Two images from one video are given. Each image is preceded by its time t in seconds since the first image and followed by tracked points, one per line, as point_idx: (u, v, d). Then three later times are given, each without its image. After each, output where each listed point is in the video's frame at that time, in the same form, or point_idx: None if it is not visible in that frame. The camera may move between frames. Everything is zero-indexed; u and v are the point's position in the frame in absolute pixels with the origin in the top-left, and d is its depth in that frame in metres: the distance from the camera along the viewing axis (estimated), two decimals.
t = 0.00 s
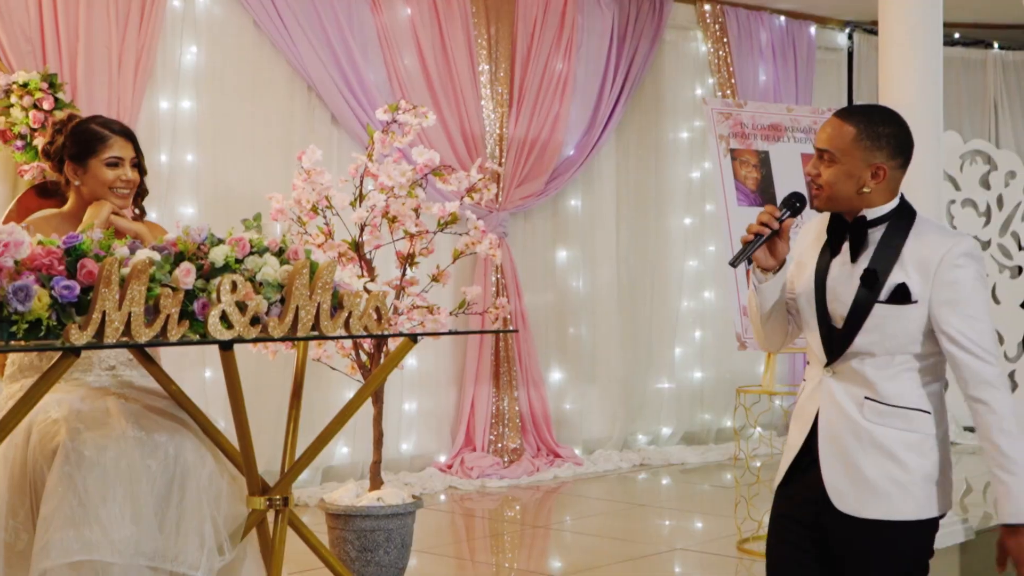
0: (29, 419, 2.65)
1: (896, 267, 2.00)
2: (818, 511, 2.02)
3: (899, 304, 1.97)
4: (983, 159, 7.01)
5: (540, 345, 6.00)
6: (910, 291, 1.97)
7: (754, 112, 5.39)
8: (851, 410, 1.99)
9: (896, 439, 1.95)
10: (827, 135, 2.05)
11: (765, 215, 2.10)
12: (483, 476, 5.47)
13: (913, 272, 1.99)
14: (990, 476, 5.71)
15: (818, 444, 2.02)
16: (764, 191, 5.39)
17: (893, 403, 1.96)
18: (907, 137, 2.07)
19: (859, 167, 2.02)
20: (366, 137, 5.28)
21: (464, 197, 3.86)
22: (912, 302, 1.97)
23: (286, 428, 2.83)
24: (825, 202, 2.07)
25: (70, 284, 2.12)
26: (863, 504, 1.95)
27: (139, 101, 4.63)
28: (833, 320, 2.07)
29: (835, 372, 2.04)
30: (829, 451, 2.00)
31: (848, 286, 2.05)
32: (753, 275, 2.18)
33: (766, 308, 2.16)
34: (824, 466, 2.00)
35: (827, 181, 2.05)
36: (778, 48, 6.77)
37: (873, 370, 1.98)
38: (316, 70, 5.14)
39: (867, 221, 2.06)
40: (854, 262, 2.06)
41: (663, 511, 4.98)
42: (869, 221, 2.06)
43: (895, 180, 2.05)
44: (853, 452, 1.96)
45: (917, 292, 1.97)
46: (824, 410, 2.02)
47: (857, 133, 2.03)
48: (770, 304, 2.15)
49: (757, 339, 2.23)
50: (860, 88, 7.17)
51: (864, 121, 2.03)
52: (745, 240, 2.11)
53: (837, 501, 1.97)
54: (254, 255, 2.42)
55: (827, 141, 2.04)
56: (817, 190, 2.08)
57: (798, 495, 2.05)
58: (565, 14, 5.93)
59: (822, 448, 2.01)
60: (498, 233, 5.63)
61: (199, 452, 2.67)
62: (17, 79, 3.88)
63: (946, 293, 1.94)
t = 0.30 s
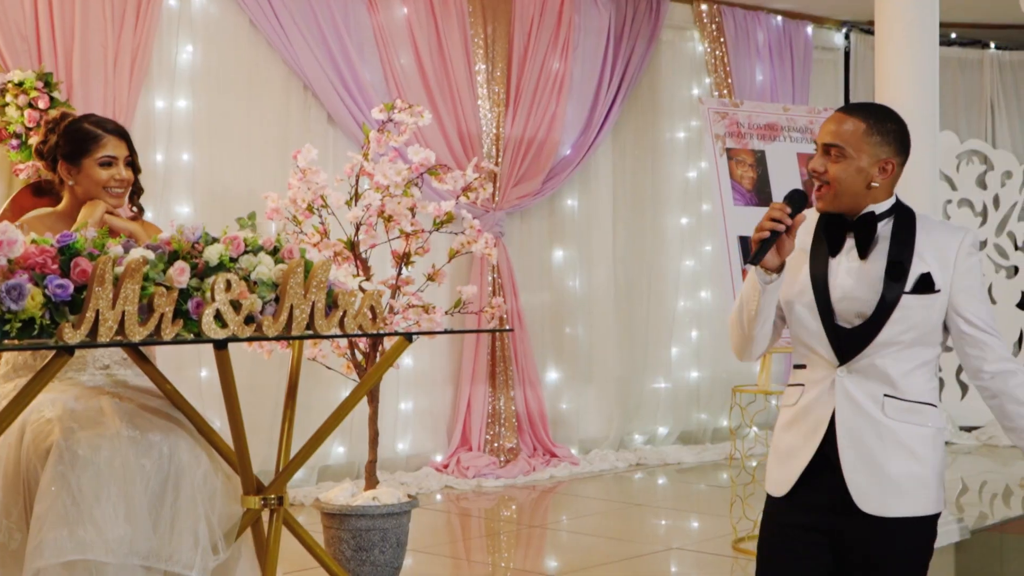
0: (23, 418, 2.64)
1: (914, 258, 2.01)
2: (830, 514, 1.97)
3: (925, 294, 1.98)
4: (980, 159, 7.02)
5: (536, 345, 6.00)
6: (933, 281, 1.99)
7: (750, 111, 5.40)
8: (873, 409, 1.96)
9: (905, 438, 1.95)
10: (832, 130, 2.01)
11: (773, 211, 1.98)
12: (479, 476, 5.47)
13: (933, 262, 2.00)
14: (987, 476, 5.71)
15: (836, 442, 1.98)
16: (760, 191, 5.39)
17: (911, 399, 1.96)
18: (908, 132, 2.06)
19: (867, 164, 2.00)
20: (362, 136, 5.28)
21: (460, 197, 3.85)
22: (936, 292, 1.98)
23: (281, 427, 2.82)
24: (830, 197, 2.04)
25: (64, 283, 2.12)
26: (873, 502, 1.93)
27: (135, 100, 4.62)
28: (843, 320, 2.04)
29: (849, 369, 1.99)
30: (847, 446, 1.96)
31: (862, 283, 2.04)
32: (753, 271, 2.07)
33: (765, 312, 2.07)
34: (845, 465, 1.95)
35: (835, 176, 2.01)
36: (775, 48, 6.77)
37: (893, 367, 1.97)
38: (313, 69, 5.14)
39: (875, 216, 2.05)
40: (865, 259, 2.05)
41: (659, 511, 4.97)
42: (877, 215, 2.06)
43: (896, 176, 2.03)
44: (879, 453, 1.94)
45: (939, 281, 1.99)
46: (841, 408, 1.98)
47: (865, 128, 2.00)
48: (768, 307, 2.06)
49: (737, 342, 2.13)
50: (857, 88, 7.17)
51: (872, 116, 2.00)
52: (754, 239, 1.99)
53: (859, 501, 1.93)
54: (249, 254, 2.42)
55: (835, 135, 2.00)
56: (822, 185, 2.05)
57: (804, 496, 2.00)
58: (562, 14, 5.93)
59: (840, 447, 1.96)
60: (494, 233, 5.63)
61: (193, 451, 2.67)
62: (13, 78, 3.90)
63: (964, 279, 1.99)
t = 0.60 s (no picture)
0: (21, 418, 2.64)
1: (890, 257, 1.96)
2: (808, 510, 1.92)
3: (897, 293, 1.92)
4: (979, 159, 7.02)
5: (536, 345, 6.00)
6: (906, 281, 1.93)
7: (748, 111, 5.40)
8: (847, 406, 1.91)
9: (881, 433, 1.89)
10: (815, 127, 1.98)
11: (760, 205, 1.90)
12: (478, 476, 5.46)
13: (909, 262, 1.95)
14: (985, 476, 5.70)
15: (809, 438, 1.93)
16: (759, 191, 5.38)
17: (887, 397, 1.90)
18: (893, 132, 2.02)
19: (849, 159, 1.96)
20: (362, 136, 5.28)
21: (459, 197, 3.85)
22: (909, 291, 1.93)
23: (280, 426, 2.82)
24: (811, 194, 1.99)
25: (61, 283, 2.11)
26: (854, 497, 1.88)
27: (134, 100, 4.62)
28: (818, 315, 1.99)
29: (825, 365, 1.95)
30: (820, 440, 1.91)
31: (838, 279, 1.98)
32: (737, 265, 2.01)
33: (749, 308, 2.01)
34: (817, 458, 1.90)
35: (815, 172, 1.97)
36: (774, 47, 6.76)
37: (868, 363, 1.91)
38: (312, 69, 5.14)
39: (854, 214, 2.00)
40: (843, 256, 1.99)
41: (659, 511, 4.97)
42: (857, 214, 2.00)
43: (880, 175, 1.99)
44: (849, 447, 1.88)
45: (913, 281, 1.93)
46: (815, 405, 1.93)
47: (848, 125, 1.96)
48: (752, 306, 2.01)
49: (723, 339, 2.09)
50: (856, 88, 7.17)
51: (855, 113, 1.97)
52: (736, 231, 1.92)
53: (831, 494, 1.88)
54: (246, 253, 2.42)
55: (818, 132, 1.97)
56: (803, 181, 2.00)
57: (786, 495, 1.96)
58: (561, 14, 5.93)
59: (813, 445, 1.91)
60: (493, 233, 5.63)
61: (191, 451, 2.66)
62: (12, 77, 3.91)
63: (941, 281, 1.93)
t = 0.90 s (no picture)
0: (23, 418, 2.64)
1: (850, 249, 2.19)
2: (780, 505, 2.21)
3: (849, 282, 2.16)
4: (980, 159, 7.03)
5: (537, 345, 5.99)
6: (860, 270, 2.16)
7: (750, 111, 5.40)
8: (813, 400, 2.17)
9: (849, 429, 2.14)
10: (791, 129, 2.23)
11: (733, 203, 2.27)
12: (480, 476, 5.46)
13: (865, 253, 2.17)
14: (986, 476, 5.72)
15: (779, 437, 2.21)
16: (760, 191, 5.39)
17: (850, 392, 2.15)
18: (868, 131, 2.24)
19: (820, 160, 2.20)
20: (363, 136, 5.27)
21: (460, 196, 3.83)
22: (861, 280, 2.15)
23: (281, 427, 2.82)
24: (789, 192, 2.24)
25: (62, 283, 2.11)
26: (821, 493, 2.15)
27: (135, 100, 4.62)
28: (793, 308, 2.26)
29: (795, 360, 2.22)
30: (789, 440, 2.18)
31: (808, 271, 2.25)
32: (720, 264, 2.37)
33: (734, 297, 2.35)
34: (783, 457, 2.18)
35: (790, 172, 2.22)
36: (775, 47, 6.76)
37: (830, 361, 2.16)
38: (313, 69, 5.13)
39: (828, 211, 2.25)
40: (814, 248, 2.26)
41: (660, 511, 4.97)
42: (829, 212, 2.25)
43: (855, 172, 2.22)
44: (814, 442, 2.15)
45: (866, 270, 2.16)
46: (786, 399, 2.20)
47: (819, 126, 2.21)
48: (734, 296, 2.35)
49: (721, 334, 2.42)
50: (857, 88, 7.17)
51: (826, 115, 2.21)
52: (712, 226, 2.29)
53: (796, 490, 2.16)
54: (247, 254, 2.42)
55: (790, 134, 2.23)
56: (780, 181, 2.25)
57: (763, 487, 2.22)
58: (562, 13, 5.92)
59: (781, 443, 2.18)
60: (494, 233, 5.63)
61: (193, 452, 2.66)
62: (13, 78, 3.92)
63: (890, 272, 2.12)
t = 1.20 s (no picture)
0: (27, 419, 2.65)
1: (811, 252, 2.19)
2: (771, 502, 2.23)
3: (810, 286, 2.17)
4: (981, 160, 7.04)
5: (539, 346, 6.00)
6: (818, 273, 2.16)
7: (751, 112, 5.41)
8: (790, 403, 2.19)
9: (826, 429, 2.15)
10: (758, 134, 2.26)
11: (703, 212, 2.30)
12: (482, 477, 5.47)
13: (823, 255, 2.17)
14: (988, 477, 5.73)
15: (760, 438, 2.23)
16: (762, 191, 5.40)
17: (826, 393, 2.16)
18: (834, 130, 2.25)
19: (787, 163, 2.22)
20: (364, 137, 5.28)
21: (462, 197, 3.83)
22: (820, 283, 2.15)
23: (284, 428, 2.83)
24: (760, 198, 2.28)
25: (67, 284, 2.13)
26: (803, 493, 2.16)
27: (138, 102, 4.63)
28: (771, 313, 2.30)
29: (773, 364, 2.25)
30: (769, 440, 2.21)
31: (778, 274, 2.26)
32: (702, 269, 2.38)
33: (713, 298, 2.38)
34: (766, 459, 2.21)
35: (758, 177, 2.26)
36: (776, 48, 6.76)
37: (803, 363, 2.19)
38: (315, 71, 5.15)
39: (796, 214, 2.25)
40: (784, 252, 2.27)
41: (662, 512, 4.98)
42: (798, 214, 2.25)
43: (823, 173, 2.24)
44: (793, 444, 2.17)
45: (825, 273, 2.15)
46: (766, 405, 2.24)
47: (782, 129, 2.23)
48: (716, 293, 2.37)
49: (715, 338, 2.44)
50: (858, 88, 7.17)
51: (787, 119, 2.23)
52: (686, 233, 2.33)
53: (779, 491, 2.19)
54: (250, 255, 2.42)
55: (755, 140, 2.26)
56: (752, 187, 2.29)
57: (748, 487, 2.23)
58: (564, 14, 5.93)
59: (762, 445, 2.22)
60: (496, 234, 5.64)
61: (196, 453, 2.67)
62: (16, 79, 3.93)
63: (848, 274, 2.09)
